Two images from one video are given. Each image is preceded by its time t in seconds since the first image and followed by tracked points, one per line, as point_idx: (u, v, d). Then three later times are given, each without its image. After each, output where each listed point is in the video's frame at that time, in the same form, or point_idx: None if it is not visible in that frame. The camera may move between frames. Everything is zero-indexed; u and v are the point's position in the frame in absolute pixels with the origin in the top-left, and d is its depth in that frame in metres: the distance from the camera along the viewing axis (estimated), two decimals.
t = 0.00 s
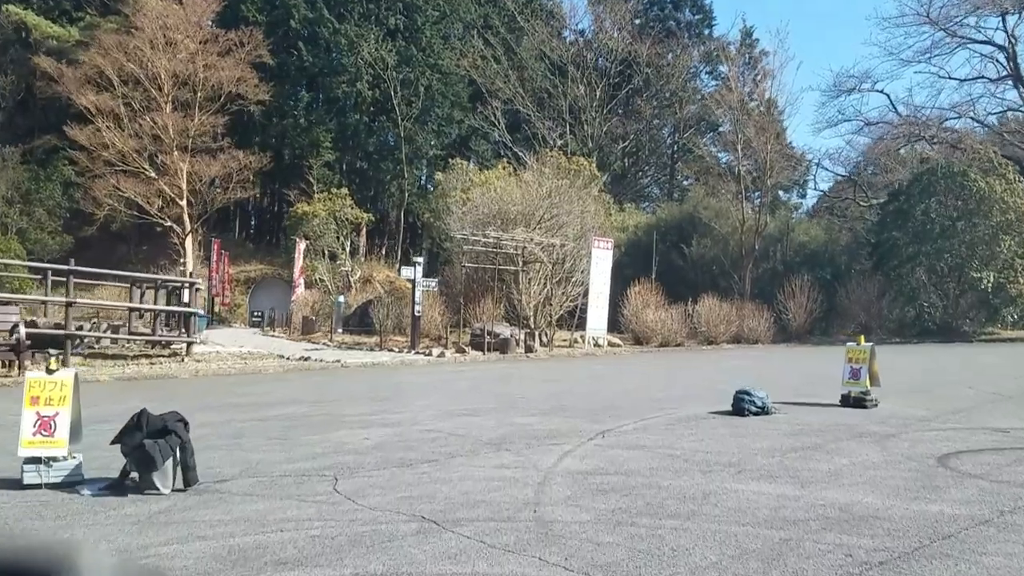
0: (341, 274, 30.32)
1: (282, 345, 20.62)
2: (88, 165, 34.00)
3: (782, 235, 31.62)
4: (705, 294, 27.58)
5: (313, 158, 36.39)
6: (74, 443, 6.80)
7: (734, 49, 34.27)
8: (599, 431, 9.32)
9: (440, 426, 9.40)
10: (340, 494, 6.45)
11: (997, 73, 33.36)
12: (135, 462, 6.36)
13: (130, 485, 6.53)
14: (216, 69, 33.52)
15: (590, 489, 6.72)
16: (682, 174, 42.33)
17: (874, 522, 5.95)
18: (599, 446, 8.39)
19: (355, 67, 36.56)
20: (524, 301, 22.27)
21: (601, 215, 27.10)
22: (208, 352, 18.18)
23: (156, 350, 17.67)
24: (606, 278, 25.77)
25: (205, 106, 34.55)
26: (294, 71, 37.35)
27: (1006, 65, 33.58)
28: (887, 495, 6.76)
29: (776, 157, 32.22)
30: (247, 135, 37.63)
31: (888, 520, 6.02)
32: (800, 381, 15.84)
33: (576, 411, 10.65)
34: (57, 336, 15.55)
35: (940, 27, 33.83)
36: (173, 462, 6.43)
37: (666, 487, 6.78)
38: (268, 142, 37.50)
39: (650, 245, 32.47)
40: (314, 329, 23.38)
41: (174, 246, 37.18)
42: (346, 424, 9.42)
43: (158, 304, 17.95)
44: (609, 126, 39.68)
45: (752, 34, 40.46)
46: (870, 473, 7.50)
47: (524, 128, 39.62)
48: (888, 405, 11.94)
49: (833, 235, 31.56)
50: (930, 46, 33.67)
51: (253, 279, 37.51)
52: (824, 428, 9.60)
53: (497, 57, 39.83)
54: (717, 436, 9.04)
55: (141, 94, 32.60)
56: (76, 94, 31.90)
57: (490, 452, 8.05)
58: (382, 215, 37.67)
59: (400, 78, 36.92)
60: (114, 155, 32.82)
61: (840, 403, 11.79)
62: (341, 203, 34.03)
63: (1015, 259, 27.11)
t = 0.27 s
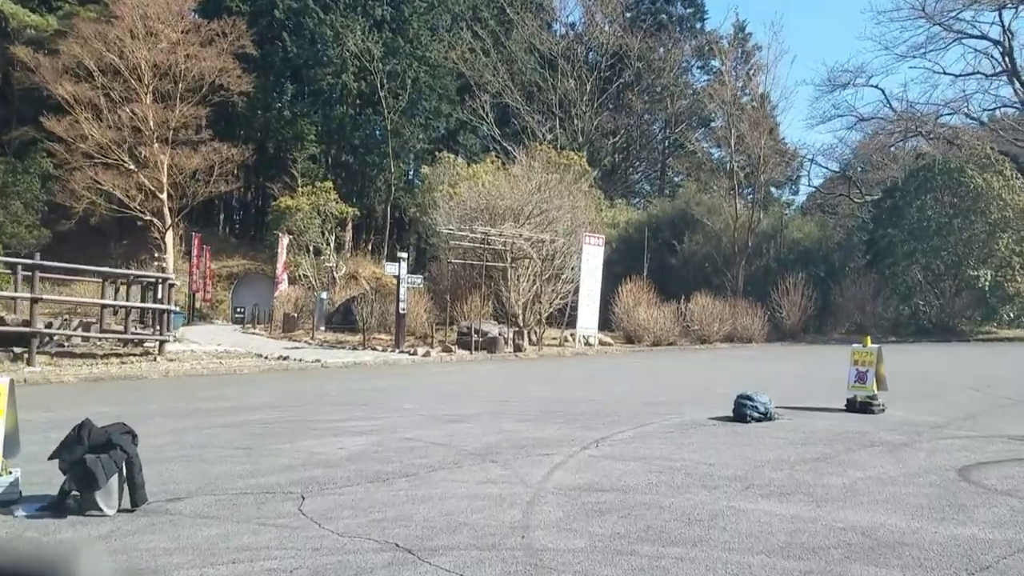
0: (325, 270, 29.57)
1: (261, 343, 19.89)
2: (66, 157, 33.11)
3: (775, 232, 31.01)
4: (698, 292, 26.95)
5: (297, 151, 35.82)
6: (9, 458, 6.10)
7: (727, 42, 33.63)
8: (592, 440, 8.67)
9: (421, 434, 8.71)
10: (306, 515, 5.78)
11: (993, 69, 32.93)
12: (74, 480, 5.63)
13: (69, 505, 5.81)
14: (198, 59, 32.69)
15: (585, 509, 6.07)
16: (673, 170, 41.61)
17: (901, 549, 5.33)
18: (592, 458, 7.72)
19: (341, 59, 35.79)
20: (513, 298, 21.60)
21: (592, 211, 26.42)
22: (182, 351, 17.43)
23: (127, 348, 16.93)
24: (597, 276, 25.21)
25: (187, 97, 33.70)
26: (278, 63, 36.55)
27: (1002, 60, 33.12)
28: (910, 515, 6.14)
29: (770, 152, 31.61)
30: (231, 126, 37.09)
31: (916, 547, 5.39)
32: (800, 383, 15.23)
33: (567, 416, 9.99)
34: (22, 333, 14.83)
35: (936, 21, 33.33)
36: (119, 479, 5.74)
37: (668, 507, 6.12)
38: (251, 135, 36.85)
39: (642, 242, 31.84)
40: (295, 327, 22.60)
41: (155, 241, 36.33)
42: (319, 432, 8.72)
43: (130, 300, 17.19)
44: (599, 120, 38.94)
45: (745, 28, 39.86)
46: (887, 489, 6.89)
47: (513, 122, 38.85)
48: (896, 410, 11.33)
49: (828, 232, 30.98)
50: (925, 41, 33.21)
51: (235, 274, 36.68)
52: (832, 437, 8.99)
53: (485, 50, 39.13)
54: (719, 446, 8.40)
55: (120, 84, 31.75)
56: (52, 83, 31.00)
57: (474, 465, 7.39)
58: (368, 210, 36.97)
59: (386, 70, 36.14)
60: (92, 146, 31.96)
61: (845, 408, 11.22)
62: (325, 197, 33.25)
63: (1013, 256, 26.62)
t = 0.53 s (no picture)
0: (312, 266, 28.90)
1: (243, 343, 19.24)
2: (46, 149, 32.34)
3: (771, 229, 30.45)
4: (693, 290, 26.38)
5: (284, 145, 35.14)
6: None
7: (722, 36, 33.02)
8: (587, 450, 8.09)
9: (403, 444, 8.10)
10: (269, 541, 5.17)
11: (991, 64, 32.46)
12: (7, 501, 4.86)
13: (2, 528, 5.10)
14: (182, 51, 31.96)
15: (581, 532, 5.47)
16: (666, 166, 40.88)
17: None
18: (586, 471, 7.13)
19: (329, 51, 35.10)
20: (503, 296, 20.98)
21: (584, 207, 25.79)
22: (158, 350, 16.77)
23: (101, 347, 16.26)
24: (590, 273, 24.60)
25: (171, 89, 32.98)
26: (265, 55, 35.83)
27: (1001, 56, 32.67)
28: (938, 539, 5.57)
29: (766, 149, 31.03)
30: (216, 119, 36.33)
31: None
32: (802, 385, 14.66)
33: (560, 424, 9.39)
34: None
35: (934, 16, 32.86)
36: (58, 495, 5.09)
37: (672, 531, 5.53)
38: (237, 128, 36.10)
39: (635, 239, 31.26)
40: (278, 325, 21.90)
41: (138, 236, 35.58)
42: (293, 443, 8.10)
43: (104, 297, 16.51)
44: (592, 115, 38.23)
45: (740, 23, 39.30)
46: (909, 508, 6.32)
47: (504, 117, 38.18)
48: (906, 417, 10.76)
49: (824, 230, 30.45)
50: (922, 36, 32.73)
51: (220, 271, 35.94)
52: (843, 447, 8.43)
53: (476, 44, 38.50)
54: (722, 458, 7.82)
55: (102, 75, 30.99)
56: (32, 74, 30.23)
57: (459, 479, 6.79)
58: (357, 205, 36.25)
59: (375, 63, 35.40)
60: (73, 139, 31.21)
61: (852, 414, 10.67)
62: (311, 192, 32.52)
63: (1012, 255, 26.13)
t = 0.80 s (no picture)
0: (301, 264, 28.29)
1: (227, 342, 18.66)
2: (31, 144, 31.68)
3: (769, 228, 29.92)
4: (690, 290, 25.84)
5: (274, 141, 34.54)
6: None
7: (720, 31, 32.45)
8: (584, 462, 7.56)
9: (386, 455, 7.55)
10: (232, 571, 4.62)
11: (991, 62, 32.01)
12: None
13: None
14: (170, 44, 31.34)
15: (578, 559, 4.94)
16: (662, 164, 40.30)
17: None
18: (583, 487, 6.58)
19: (320, 46, 34.34)
20: (496, 295, 20.41)
21: (579, 205, 25.22)
22: (139, 350, 16.20)
23: (79, 347, 15.69)
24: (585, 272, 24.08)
25: (158, 83, 32.34)
26: (255, 49, 35.22)
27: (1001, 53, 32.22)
28: (972, 566, 5.06)
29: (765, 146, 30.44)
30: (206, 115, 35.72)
31: None
32: (806, 388, 14.12)
33: (555, 432, 8.86)
34: None
35: (934, 13, 32.39)
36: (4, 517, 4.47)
37: (679, 558, 5.00)
38: (226, 123, 35.45)
39: (631, 237, 30.73)
40: (264, 325, 21.30)
41: (125, 233, 34.94)
42: (268, 454, 7.55)
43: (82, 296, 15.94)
44: (588, 112, 37.54)
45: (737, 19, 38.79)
46: (935, 529, 5.80)
47: (498, 114, 37.54)
48: (917, 424, 10.26)
49: (823, 229, 29.93)
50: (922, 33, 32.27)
51: (209, 268, 35.33)
52: (856, 459, 7.92)
53: (470, 39, 37.92)
54: (728, 471, 7.28)
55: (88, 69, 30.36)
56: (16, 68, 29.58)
57: (446, 496, 6.25)
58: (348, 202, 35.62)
59: (366, 57, 34.77)
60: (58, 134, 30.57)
61: (862, 421, 10.15)
62: (300, 188, 31.91)
63: (1015, 255, 25.64)
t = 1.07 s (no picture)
0: (290, 264, 27.74)
1: (212, 344, 18.13)
2: (15, 142, 31.05)
3: (767, 227, 29.45)
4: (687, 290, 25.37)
5: (263, 138, 34.01)
6: None
7: (716, 27, 31.94)
8: (581, 476, 7.07)
9: (368, 469, 7.05)
10: None
11: (990, 59, 31.62)
12: None
13: None
14: (157, 40, 30.73)
15: None
16: (657, 162, 39.78)
17: None
18: (580, 507, 6.08)
19: (310, 42, 33.89)
20: (489, 296, 19.90)
21: (574, 204, 24.71)
22: (118, 354, 15.63)
23: (57, 350, 15.14)
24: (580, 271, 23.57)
25: (145, 80, 31.73)
26: (244, 45, 34.60)
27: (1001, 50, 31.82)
28: None
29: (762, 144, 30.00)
30: (193, 112, 35.08)
31: None
32: (809, 392, 13.67)
33: (549, 442, 8.37)
34: None
35: (933, 10, 31.99)
36: None
37: None
38: (214, 120, 34.86)
39: (626, 237, 30.28)
40: (250, 326, 20.75)
41: (111, 232, 34.32)
42: (242, 469, 7.04)
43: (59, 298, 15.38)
44: (582, 110, 37.08)
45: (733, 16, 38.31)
46: (963, 552, 5.34)
47: (491, 112, 37.01)
48: (928, 432, 9.80)
49: (821, 228, 29.49)
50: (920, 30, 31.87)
51: (197, 268, 34.77)
52: (870, 472, 7.45)
53: (463, 35, 37.37)
54: (735, 486, 6.80)
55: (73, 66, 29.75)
56: None
57: (433, 516, 5.77)
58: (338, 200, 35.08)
59: (357, 54, 34.20)
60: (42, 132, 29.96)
61: (871, 428, 9.67)
62: (289, 186, 31.36)
63: (1016, 254, 25.26)
